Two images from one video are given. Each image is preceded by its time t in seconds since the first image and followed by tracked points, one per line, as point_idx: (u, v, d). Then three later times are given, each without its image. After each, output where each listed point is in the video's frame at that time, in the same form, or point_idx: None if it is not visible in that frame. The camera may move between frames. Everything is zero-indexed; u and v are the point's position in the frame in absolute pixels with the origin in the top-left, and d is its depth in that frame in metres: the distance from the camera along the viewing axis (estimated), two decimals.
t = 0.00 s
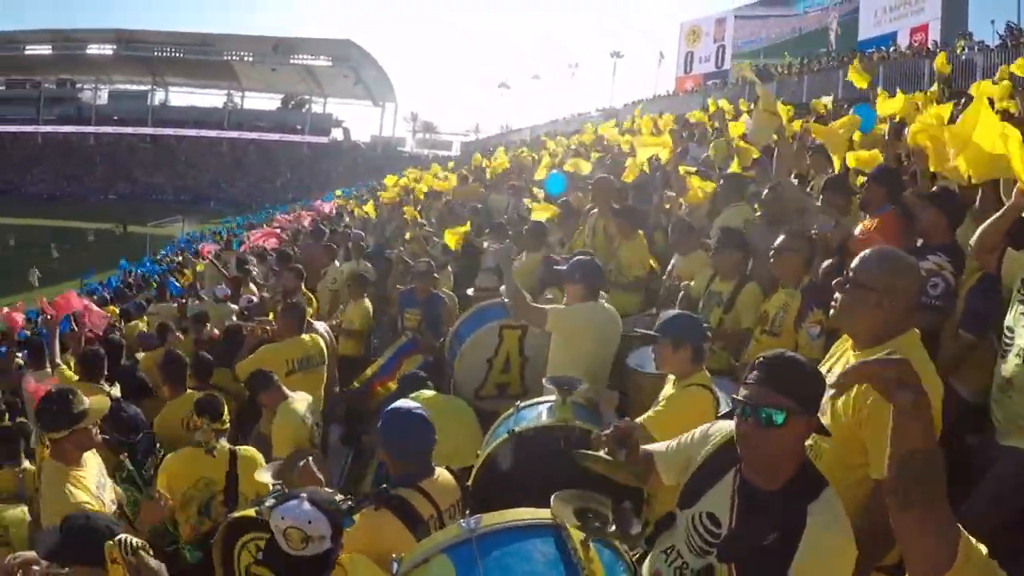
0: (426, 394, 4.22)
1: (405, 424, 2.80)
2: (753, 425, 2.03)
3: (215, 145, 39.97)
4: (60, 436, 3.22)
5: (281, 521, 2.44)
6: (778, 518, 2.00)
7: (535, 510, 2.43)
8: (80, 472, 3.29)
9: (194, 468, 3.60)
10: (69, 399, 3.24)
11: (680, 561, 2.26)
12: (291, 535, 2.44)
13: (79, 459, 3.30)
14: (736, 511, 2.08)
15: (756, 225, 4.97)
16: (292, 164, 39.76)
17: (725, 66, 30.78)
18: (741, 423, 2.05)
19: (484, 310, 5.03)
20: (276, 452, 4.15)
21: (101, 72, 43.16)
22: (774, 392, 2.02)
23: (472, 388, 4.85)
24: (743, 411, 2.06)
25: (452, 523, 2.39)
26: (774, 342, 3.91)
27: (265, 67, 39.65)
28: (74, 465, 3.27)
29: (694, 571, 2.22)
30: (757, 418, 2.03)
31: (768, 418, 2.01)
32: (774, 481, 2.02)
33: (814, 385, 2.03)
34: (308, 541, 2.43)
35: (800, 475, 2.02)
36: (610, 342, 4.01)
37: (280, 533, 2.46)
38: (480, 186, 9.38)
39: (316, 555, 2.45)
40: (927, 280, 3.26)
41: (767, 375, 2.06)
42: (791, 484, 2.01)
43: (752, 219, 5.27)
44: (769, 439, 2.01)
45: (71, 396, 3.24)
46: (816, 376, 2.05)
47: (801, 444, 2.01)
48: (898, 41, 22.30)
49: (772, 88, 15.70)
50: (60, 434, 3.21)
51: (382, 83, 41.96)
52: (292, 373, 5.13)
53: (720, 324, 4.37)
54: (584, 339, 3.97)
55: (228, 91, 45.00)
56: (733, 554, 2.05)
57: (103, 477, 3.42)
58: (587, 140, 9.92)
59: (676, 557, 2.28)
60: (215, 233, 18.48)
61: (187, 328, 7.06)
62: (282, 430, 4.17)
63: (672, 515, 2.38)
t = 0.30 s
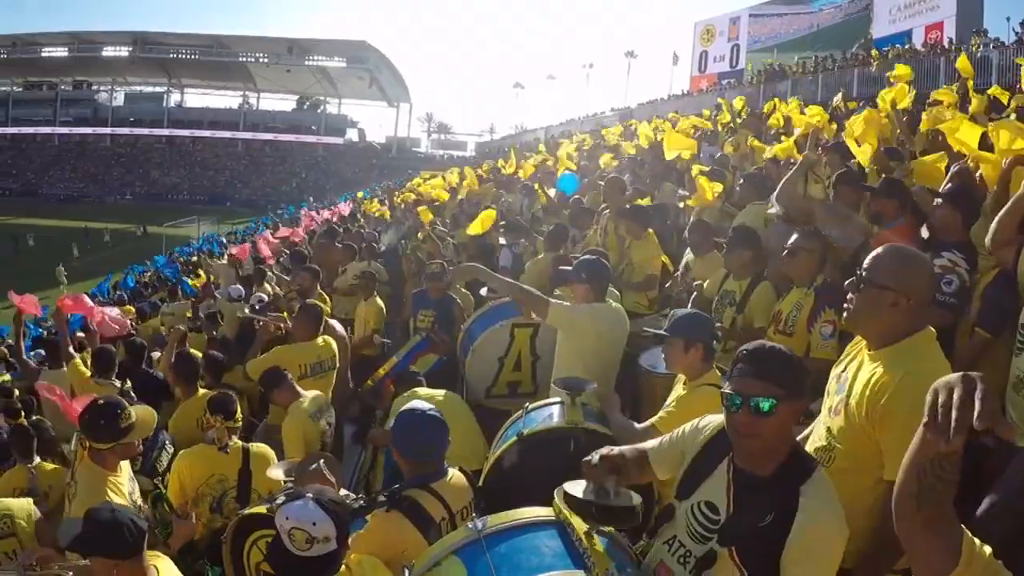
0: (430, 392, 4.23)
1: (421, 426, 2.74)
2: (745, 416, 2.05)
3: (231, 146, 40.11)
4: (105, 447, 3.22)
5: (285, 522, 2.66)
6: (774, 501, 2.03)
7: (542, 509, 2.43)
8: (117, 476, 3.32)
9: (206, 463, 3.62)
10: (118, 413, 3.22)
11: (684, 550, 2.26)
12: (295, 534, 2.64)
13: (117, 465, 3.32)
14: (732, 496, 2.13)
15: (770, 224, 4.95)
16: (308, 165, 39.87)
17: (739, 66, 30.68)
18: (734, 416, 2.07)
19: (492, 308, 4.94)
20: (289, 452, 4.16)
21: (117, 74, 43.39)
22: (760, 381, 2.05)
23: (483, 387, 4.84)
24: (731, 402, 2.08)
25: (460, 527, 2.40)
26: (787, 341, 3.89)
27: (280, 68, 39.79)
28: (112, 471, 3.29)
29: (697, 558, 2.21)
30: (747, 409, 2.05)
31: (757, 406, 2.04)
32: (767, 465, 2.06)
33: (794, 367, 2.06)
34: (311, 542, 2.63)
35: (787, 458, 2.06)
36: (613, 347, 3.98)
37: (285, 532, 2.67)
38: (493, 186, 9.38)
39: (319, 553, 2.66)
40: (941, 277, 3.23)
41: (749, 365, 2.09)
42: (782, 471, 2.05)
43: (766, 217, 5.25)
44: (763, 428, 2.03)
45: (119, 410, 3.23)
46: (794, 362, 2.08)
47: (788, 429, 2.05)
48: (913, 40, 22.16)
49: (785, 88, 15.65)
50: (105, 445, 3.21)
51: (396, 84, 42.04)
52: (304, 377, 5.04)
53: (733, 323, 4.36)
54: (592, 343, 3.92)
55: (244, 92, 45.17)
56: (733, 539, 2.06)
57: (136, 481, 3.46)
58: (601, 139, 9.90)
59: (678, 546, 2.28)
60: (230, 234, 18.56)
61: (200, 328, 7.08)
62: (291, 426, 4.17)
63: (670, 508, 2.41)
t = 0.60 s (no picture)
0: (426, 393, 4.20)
1: (445, 427, 2.75)
2: (747, 395, 2.12)
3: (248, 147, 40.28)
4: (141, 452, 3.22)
5: (306, 523, 2.63)
6: (777, 475, 2.09)
7: (549, 504, 2.37)
8: (147, 480, 3.32)
9: (226, 462, 3.63)
10: (158, 420, 3.23)
11: (689, 536, 2.28)
12: (314, 536, 2.62)
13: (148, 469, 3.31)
14: (732, 477, 2.18)
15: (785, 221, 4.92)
16: (325, 166, 39.97)
17: (755, 63, 30.46)
18: (736, 394, 2.13)
19: (505, 306, 4.86)
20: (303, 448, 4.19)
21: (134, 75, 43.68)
22: (765, 363, 2.12)
23: (495, 387, 4.83)
24: (734, 380, 2.15)
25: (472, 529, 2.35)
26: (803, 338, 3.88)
27: (296, 69, 39.89)
28: (144, 476, 3.29)
29: (702, 542, 2.24)
30: (749, 388, 2.12)
31: (758, 386, 2.11)
32: (765, 443, 2.12)
33: (797, 355, 2.15)
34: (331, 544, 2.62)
35: (784, 436, 2.12)
36: (625, 347, 3.97)
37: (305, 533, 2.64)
38: (509, 185, 9.34)
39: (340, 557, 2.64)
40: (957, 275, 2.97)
41: (755, 347, 2.17)
42: (779, 447, 2.11)
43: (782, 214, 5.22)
44: (762, 408, 2.10)
45: (158, 417, 3.23)
46: (796, 351, 2.16)
47: (786, 411, 2.11)
48: (931, 36, 21.94)
49: (803, 84, 15.52)
50: (140, 451, 3.22)
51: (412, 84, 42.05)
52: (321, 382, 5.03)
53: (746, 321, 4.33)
54: (606, 343, 3.91)
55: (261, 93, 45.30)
56: (738, 518, 2.14)
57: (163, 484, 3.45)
58: (617, 138, 9.84)
59: (683, 534, 2.31)
60: (247, 234, 18.62)
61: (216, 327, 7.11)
62: (305, 427, 4.18)
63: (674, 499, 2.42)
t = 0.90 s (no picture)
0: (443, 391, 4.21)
1: (463, 426, 2.77)
2: (757, 383, 2.15)
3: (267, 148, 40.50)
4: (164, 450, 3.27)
5: (337, 523, 2.41)
6: (791, 468, 2.12)
7: (567, 497, 2.39)
8: (167, 479, 3.36)
9: (246, 458, 3.69)
10: (179, 419, 3.28)
11: (704, 530, 2.30)
12: (345, 536, 2.40)
13: (168, 468, 3.36)
14: (744, 469, 2.21)
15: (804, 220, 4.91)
16: (343, 166, 40.11)
17: (773, 62, 30.33)
18: (746, 381, 2.17)
19: (523, 308, 4.95)
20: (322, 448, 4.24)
21: (153, 78, 44.01)
22: (776, 353, 2.15)
23: (513, 387, 4.83)
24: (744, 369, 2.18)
25: (491, 518, 2.38)
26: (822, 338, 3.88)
27: (314, 70, 40.05)
28: (163, 474, 3.33)
29: (716, 536, 2.26)
30: (759, 377, 2.16)
31: (768, 376, 2.14)
32: (774, 433, 2.16)
33: (808, 347, 2.18)
34: (362, 545, 2.38)
35: (794, 426, 2.16)
36: (646, 348, 3.99)
37: (335, 533, 2.42)
38: (526, 185, 9.37)
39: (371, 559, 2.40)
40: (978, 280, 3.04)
41: (766, 337, 2.20)
42: (791, 437, 2.15)
43: (800, 213, 5.22)
44: (770, 397, 2.14)
45: (179, 417, 3.29)
46: (807, 344, 2.19)
47: (794, 401, 2.15)
48: (950, 31, 21.98)
49: (821, 82, 15.52)
50: (161, 448, 3.26)
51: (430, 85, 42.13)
52: (343, 382, 5.06)
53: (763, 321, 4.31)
54: (627, 343, 3.92)
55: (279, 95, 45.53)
56: (752, 511, 2.17)
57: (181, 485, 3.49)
58: (633, 139, 9.85)
59: (699, 528, 2.33)
60: (264, 235, 18.75)
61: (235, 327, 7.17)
62: (325, 426, 4.24)
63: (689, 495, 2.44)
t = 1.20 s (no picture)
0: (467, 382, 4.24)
1: (466, 424, 2.76)
2: (786, 391, 2.16)
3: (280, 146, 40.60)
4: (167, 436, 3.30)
5: (369, 516, 2.46)
6: (819, 477, 2.14)
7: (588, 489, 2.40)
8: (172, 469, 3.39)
9: (263, 455, 3.71)
10: (181, 404, 3.33)
11: (724, 529, 2.31)
12: (375, 531, 2.44)
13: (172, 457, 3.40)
14: (771, 475, 2.22)
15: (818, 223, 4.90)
16: (355, 165, 40.17)
17: (787, 65, 30.17)
18: (775, 389, 2.18)
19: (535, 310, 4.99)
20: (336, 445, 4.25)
21: (167, 74, 44.15)
22: (805, 361, 2.16)
23: (526, 387, 4.86)
24: (774, 376, 2.19)
25: (512, 505, 2.38)
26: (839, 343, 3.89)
27: (328, 68, 40.09)
28: (168, 463, 3.37)
29: (737, 536, 2.28)
30: (788, 385, 2.17)
31: (799, 385, 2.15)
32: (806, 443, 2.18)
33: (839, 357, 2.18)
34: (391, 541, 2.44)
35: (824, 436, 2.17)
36: (660, 351, 3.98)
37: (366, 527, 2.47)
38: (539, 185, 9.36)
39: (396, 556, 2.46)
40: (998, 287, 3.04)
41: (795, 346, 2.20)
42: (825, 443, 2.17)
43: (816, 217, 5.21)
44: (800, 405, 2.15)
45: (182, 402, 3.33)
46: (840, 355, 2.19)
47: (824, 411, 2.16)
48: (965, 36, 21.86)
49: (836, 85, 15.45)
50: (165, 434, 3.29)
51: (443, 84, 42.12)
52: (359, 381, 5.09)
53: (777, 325, 4.31)
54: (642, 346, 3.93)
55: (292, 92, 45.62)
56: (774, 517, 2.19)
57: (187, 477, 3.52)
58: (647, 140, 9.84)
59: (719, 526, 2.34)
60: (276, 232, 18.78)
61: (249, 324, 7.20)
62: (340, 423, 4.25)
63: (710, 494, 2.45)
